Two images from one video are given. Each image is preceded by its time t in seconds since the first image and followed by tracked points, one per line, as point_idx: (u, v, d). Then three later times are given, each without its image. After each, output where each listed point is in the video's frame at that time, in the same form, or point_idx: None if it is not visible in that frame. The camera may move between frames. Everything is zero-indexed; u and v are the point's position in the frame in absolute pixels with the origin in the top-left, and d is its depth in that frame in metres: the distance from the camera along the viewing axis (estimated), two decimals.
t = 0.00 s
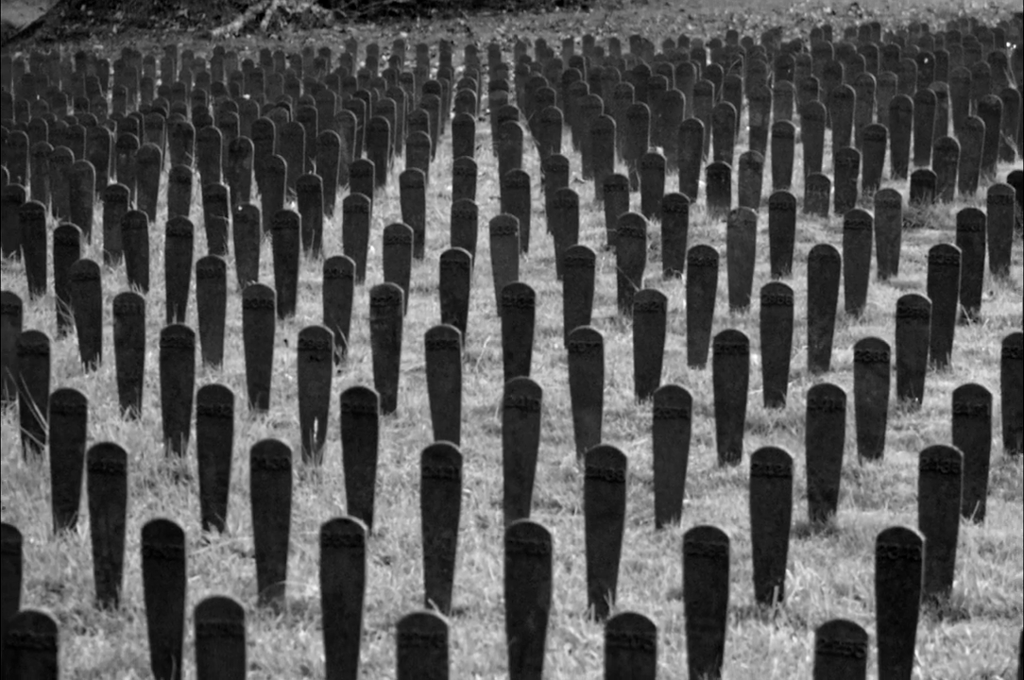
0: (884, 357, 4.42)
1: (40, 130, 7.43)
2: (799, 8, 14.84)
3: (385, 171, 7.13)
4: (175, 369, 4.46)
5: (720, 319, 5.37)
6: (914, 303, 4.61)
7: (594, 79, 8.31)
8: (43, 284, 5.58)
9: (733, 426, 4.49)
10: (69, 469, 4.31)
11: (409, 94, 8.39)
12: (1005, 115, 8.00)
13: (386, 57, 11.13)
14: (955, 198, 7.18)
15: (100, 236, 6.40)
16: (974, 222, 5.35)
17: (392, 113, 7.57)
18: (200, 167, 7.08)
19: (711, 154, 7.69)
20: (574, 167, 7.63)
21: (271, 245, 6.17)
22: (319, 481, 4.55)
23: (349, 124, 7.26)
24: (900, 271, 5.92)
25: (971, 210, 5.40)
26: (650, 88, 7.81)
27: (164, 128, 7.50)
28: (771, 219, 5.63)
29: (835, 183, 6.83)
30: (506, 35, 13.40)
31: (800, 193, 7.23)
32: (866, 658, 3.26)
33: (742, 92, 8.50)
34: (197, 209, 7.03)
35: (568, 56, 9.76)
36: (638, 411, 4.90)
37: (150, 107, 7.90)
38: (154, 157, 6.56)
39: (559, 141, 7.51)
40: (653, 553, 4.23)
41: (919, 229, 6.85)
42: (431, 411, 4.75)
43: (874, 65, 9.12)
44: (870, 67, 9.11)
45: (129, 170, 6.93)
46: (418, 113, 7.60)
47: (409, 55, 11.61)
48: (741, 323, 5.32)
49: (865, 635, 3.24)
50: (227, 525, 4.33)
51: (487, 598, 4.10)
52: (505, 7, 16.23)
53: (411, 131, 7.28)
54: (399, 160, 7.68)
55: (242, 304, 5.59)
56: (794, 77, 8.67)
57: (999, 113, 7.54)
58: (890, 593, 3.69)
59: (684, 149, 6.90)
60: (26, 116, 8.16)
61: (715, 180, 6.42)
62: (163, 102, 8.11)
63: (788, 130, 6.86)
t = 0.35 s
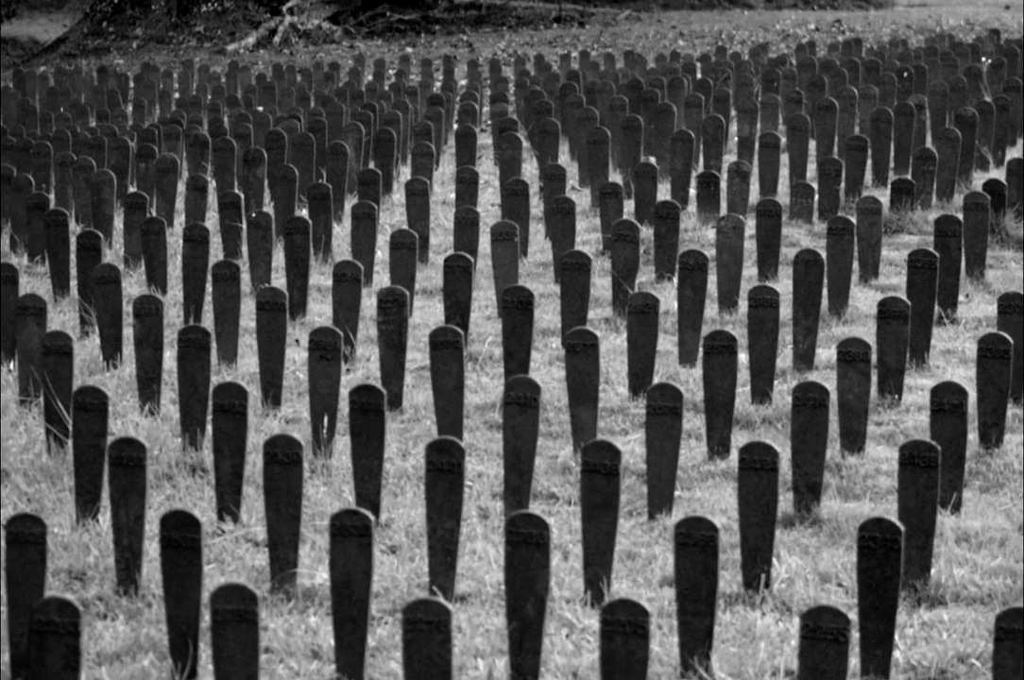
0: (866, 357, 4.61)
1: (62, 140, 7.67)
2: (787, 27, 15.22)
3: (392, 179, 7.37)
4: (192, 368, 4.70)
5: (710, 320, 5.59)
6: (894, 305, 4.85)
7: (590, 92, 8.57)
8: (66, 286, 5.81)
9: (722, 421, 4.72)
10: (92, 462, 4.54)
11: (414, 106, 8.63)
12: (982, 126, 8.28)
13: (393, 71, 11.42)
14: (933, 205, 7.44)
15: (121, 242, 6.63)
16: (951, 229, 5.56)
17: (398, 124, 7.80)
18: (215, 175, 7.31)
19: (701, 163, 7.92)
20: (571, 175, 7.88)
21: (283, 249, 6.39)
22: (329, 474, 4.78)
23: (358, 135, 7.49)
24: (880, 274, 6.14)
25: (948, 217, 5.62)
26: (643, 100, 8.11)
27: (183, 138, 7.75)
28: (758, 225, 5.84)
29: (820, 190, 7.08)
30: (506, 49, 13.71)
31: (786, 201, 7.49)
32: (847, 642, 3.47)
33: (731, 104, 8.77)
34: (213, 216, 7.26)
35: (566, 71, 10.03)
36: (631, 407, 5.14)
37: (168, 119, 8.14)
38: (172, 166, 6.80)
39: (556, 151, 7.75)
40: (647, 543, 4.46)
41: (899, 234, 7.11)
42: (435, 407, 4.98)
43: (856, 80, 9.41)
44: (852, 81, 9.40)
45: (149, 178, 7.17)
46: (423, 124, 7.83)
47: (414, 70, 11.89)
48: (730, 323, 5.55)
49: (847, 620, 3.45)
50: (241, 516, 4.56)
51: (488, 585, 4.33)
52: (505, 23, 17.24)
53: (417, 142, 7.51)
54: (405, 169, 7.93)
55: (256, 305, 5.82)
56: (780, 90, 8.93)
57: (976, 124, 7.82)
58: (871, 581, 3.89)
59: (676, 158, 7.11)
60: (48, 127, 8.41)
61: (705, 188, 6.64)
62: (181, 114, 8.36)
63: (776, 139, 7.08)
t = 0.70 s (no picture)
0: (849, 356, 4.84)
1: (84, 149, 7.92)
2: (775, 43, 15.57)
3: (397, 186, 7.60)
4: (207, 366, 4.93)
5: (700, 321, 5.82)
6: (876, 307, 5.07)
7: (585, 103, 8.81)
8: (87, 288, 6.04)
9: (713, 418, 4.94)
10: (112, 457, 4.76)
11: (419, 117, 8.88)
12: (960, 136, 8.54)
13: (400, 84, 11.69)
14: (912, 212, 7.69)
15: (139, 246, 6.86)
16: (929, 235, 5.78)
17: (404, 134, 8.04)
18: (229, 183, 7.53)
19: (691, 172, 8.15)
20: (568, 183, 8.12)
21: (294, 252, 6.62)
22: (338, 467, 5.01)
23: (366, 144, 7.73)
24: (862, 277, 6.37)
25: (927, 223, 5.84)
26: (637, 112, 8.36)
27: (199, 148, 8.00)
28: (747, 230, 6.06)
29: (805, 197, 7.31)
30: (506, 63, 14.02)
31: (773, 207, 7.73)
32: (831, 627, 3.68)
33: (721, 115, 9.02)
34: (226, 221, 7.49)
35: (563, 83, 10.30)
36: (626, 404, 5.37)
37: (185, 129, 8.39)
38: (188, 174, 7.03)
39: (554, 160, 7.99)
40: (640, 533, 4.68)
41: (881, 240, 7.35)
42: (439, 404, 5.20)
43: (840, 92, 9.68)
44: (836, 93, 9.67)
45: (166, 185, 7.41)
46: (428, 134, 8.07)
47: (420, 82, 12.17)
48: (720, 324, 5.78)
49: (830, 607, 3.67)
50: (254, 507, 4.79)
51: (489, 574, 4.56)
52: (504, 38, 17.60)
53: (422, 151, 7.74)
54: (410, 177, 8.17)
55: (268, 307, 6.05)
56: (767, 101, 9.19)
57: (954, 134, 8.08)
58: (854, 570, 4.10)
59: (668, 167, 7.34)
60: (70, 137, 8.66)
61: (696, 195, 6.86)
62: (197, 124, 8.60)
63: (761, 150, 7.26)
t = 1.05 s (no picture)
0: (834, 355, 5.06)
1: (103, 158, 8.14)
2: (763, 57, 15.86)
3: (402, 192, 7.83)
4: (221, 365, 5.15)
5: (691, 322, 6.04)
6: (860, 309, 5.29)
7: (582, 114, 9.05)
8: (106, 291, 6.27)
9: (703, 415, 5.17)
10: (130, 451, 4.99)
11: (423, 127, 9.12)
12: (939, 145, 8.80)
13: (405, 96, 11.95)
14: (894, 217, 7.93)
15: (155, 251, 7.08)
16: (910, 239, 6.00)
17: (409, 143, 8.28)
18: (241, 190, 7.75)
19: (684, 180, 8.38)
20: (566, 190, 8.35)
21: (304, 256, 6.85)
22: (346, 461, 5.24)
23: (372, 153, 7.96)
24: (846, 279, 6.60)
25: (908, 227, 6.06)
26: (631, 122, 8.60)
27: (213, 156, 8.23)
28: (736, 235, 6.28)
29: (791, 203, 7.55)
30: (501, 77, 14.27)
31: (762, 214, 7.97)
32: (817, 614, 3.86)
33: (711, 126, 9.28)
34: (239, 227, 7.72)
35: (560, 95, 10.56)
36: (621, 401, 5.60)
37: (201, 138, 8.63)
38: (203, 181, 7.25)
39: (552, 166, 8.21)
40: (634, 524, 4.91)
41: (864, 244, 7.59)
42: (443, 401, 5.43)
43: (824, 103, 9.95)
44: (820, 104, 9.93)
45: (182, 192, 7.64)
46: (433, 144, 8.31)
47: (425, 94, 12.44)
48: (711, 325, 6.00)
49: (816, 594, 3.85)
50: (266, 500, 5.02)
51: (490, 563, 4.78)
52: (505, 51, 18.23)
53: (426, 160, 7.97)
54: (414, 185, 8.41)
55: (279, 308, 6.28)
56: (755, 113, 9.45)
57: (934, 143, 8.33)
58: (839, 560, 4.31)
59: (660, 174, 7.57)
60: (89, 146, 8.91)
61: (688, 201, 7.09)
62: (212, 134, 8.84)
63: (750, 158, 7.49)
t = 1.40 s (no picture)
0: (820, 355, 5.27)
1: (122, 166, 8.36)
2: (752, 70, 16.17)
3: (406, 198, 8.06)
4: (234, 364, 5.38)
5: (684, 324, 6.25)
6: (845, 310, 5.50)
7: (580, 124, 9.30)
8: (123, 293, 6.50)
9: (695, 411, 5.40)
10: (147, 446, 5.21)
11: (427, 136, 9.37)
12: (920, 153, 9.06)
13: (410, 107, 12.25)
14: (877, 223, 8.18)
15: (171, 255, 7.30)
16: (892, 244, 6.21)
17: (414, 152, 8.51)
18: (253, 196, 7.96)
19: (677, 187, 8.61)
20: (564, 196, 8.59)
21: (312, 260, 7.07)
22: (352, 456, 5.48)
23: (379, 161, 8.19)
24: (831, 282, 6.83)
25: (891, 232, 6.27)
26: (626, 131, 8.84)
27: (225, 163, 8.48)
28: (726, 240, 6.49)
29: (779, 209, 7.78)
30: (496, 89, 14.56)
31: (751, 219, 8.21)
32: (803, 603, 4.03)
33: (702, 134, 9.53)
34: (251, 231, 7.94)
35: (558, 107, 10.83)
36: (616, 398, 5.83)
37: (214, 147, 8.89)
38: (216, 188, 7.48)
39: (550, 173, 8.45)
40: (629, 516, 5.14)
41: (849, 248, 7.82)
42: (446, 398, 5.66)
43: (810, 114, 10.22)
44: (806, 114, 10.19)
45: (195, 198, 7.87)
46: (436, 152, 8.55)
47: (429, 104, 12.74)
48: (702, 325, 6.22)
49: (802, 583, 4.02)
50: (276, 493, 5.25)
51: (491, 553, 5.01)
52: (504, 64, 19.07)
53: (430, 167, 8.21)
54: (418, 192, 8.65)
55: (289, 310, 6.52)
56: (745, 122, 9.70)
57: (916, 152, 8.58)
58: (824, 551, 4.51)
59: (654, 182, 7.79)
60: (107, 154, 9.16)
61: (681, 207, 7.32)
62: (226, 143, 9.09)
63: (740, 166, 7.72)
